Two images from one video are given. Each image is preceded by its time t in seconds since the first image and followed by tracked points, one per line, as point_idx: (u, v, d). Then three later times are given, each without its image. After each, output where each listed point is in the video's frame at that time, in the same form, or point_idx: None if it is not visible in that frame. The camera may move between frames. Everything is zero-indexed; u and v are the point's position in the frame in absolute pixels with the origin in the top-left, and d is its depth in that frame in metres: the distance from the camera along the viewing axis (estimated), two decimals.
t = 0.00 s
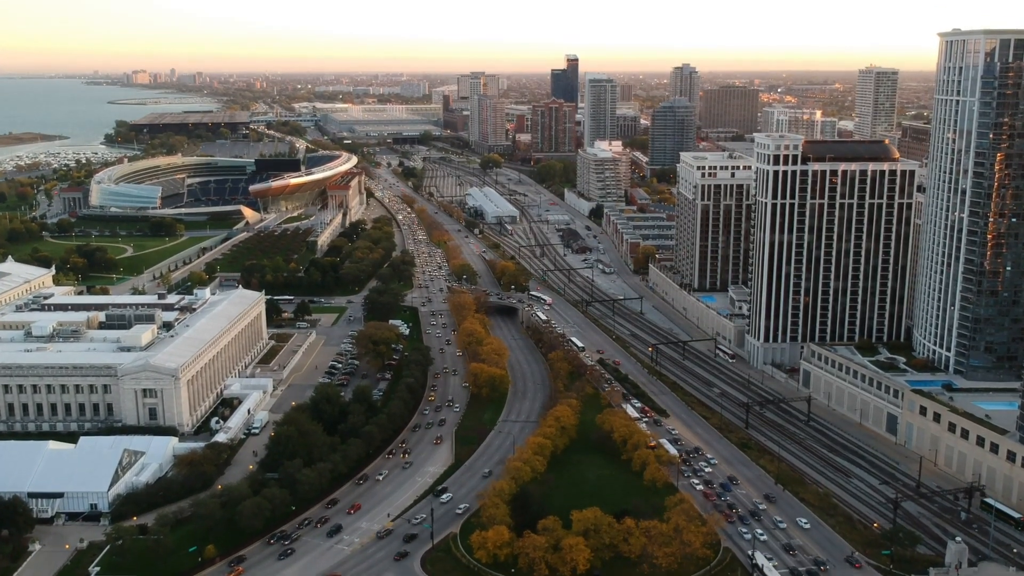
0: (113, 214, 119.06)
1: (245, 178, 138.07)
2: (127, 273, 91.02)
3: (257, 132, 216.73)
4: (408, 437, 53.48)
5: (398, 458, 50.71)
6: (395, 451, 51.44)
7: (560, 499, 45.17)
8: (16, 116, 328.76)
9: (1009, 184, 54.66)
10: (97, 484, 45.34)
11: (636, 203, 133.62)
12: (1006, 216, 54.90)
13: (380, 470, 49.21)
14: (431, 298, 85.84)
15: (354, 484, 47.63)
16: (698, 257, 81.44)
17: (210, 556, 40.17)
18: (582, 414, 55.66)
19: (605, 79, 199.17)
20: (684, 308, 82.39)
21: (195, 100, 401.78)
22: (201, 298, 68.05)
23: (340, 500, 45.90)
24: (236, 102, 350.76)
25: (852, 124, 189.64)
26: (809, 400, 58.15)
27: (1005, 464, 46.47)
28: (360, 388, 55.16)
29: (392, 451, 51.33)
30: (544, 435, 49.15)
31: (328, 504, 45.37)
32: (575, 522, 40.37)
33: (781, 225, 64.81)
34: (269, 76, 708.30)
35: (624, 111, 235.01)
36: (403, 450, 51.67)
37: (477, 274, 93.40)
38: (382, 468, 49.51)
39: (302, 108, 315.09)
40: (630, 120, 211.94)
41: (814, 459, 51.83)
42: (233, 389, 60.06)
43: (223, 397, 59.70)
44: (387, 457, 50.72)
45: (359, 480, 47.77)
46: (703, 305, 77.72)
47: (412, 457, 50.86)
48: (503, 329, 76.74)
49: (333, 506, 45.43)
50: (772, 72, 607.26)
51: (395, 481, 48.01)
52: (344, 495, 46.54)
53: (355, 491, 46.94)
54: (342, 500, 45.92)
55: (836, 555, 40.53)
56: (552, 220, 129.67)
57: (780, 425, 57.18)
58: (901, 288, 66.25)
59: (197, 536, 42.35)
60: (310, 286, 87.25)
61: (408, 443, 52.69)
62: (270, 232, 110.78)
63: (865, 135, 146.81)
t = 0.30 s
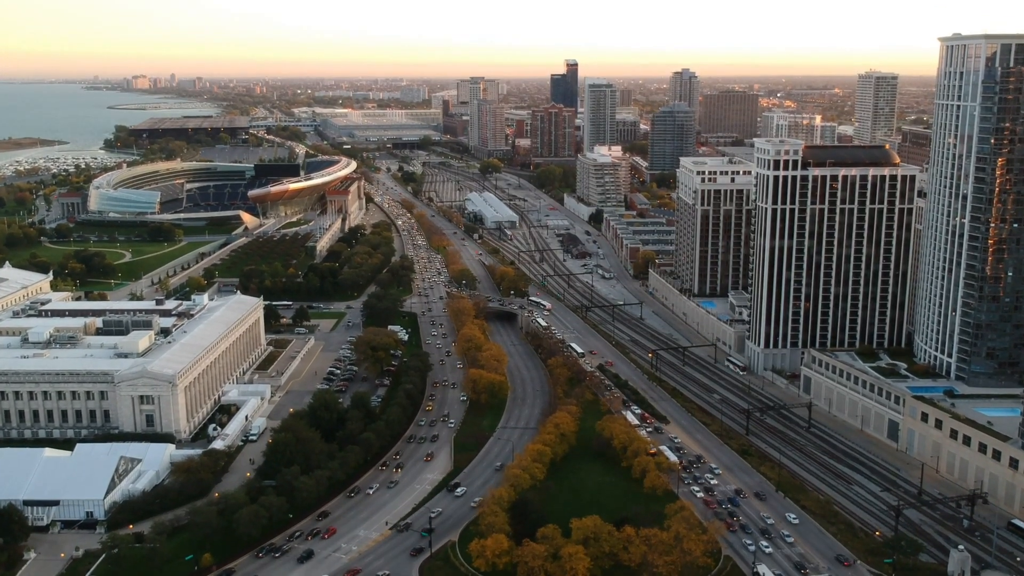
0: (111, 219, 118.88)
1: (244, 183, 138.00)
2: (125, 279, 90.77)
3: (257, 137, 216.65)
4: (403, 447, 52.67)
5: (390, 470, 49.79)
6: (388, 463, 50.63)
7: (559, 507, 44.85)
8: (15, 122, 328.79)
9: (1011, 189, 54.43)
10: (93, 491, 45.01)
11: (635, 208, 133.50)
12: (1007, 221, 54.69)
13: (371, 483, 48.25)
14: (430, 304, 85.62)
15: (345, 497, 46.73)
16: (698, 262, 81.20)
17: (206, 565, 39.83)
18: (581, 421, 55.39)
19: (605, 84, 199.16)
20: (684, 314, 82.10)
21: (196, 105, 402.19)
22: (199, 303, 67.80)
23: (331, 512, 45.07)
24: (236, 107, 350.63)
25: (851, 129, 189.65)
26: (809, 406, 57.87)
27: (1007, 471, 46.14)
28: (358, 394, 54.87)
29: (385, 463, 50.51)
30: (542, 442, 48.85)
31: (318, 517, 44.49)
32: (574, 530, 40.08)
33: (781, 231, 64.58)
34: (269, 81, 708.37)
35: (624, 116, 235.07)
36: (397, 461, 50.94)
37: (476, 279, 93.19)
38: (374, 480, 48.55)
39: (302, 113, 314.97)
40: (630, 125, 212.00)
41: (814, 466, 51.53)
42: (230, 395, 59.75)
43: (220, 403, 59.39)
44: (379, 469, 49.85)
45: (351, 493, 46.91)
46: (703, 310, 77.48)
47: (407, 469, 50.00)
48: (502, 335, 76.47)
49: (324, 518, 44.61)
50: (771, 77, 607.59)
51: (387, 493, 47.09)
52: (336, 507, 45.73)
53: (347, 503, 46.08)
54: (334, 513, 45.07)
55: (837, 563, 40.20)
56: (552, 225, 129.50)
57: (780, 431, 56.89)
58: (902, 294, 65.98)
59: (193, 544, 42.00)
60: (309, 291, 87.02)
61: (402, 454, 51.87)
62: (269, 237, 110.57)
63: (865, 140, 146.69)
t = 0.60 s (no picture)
0: (110, 224, 118.61)
1: (243, 189, 137.80)
2: (124, 284, 90.49)
3: (256, 142, 216.52)
4: (397, 460, 51.56)
5: (382, 483, 48.63)
6: (381, 475, 49.59)
7: (559, 514, 44.56)
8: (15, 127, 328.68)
9: (1012, 194, 54.18)
10: (88, 499, 44.62)
11: (635, 213, 133.31)
12: (1008, 227, 54.44)
13: (361, 497, 47.12)
14: (429, 310, 85.35)
15: (336, 510, 45.80)
16: (698, 268, 80.93)
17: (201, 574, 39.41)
18: (581, 428, 55.08)
19: (604, 89, 199.16)
20: (684, 320, 81.79)
21: (195, 111, 402.41)
22: (196, 309, 67.48)
23: (322, 525, 44.22)
24: (235, 112, 350.57)
25: (851, 134, 189.63)
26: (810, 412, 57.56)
27: (1009, 479, 45.79)
28: (356, 400, 54.55)
29: (378, 475, 49.44)
30: (541, 449, 48.51)
31: (309, 530, 43.69)
32: (573, 539, 39.78)
33: (781, 236, 64.34)
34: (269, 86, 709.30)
35: (623, 121, 235.14)
36: (391, 473, 49.92)
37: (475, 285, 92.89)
38: (364, 494, 47.42)
39: (302, 118, 315.05)
40: (629, 130, 212.07)
41: (815, 473, 51.21)
42: (228, 402, 59.36)
43: (218, 410, 59.03)
44: (371, 482, 48.72)
45: (341, 506, 45.96)
46: (703, 316, 77.22)
47: (399, 483, 48.81)
48: (501, 340, 76.19)
49: (315, 531, 43.79)
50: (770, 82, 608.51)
51: (378, 508, 45.98)
52: (326, 520, 44.89)
53: (338, 516, 45.17)
54: (324, 526, 44.24)
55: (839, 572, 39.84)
56: (551, 230, 129.31)
57: (781, 438, 56.55)
58: (903, 300, 65.73)
59: (189, 553, 41.62)
60: (307, 296, 86.74)
61: (396, 467, 50.80)
62: (268, 243, 110.30)
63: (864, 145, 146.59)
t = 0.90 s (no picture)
0: (108, 230, 118.40)
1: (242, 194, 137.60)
2: (122, 290, 90.26)
3: (256, 147, 216.42)
4: (391, 472, 50.65)
5: (374, 498, 47.60)
6: (374, 488, 48.67)
7: (558, 523, 44.24)
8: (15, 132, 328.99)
9: (1013, 199, 53.93)
10: (84, 507, 44.28)
11: (635, 218, 133.06)
12: (1010, 233, 54.16)
13: (352, 511, 46.17)
14: (428, 316, 85.07)
15: (327, 523, 44.92)
16: (698, 274, 80.65)
17: None
18: (580, 435, 54.77)
19: (604, 95, 199.00)
20: (684, 326, 81.48)
21: (196, 116, 402.77)
22: (194, 315, 67.19)
23: (313, 538, 43.50)
24: (235, 118, 350.89)
25: (851, 139, 189.39)
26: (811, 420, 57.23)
27: (1012, 486, 45.42)
28: (354, 407, 54.26)
29: (370, 488, 48.54)
30: (540, 456, 48.15)
31: (299, 543, 42.95)
32: (572, 547, 39.49)
33: (781, 242, 64.08)
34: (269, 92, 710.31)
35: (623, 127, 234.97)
36: (383, 487, 48.95)
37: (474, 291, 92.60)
38: (355, 508, 46.50)
39: (303, 124, 315.19)
40: (629, 136, 211.95)
41: (816, 481, 50.86)
42: (225, 409, 59.03)
43: (215, 417, 58.68)
44: (364, 495, 47.83)
45: (332, 519, 45.08)
46: (703, 322, 76.95)
47: (391, 500, 47.50)
48: (500, 347, 75.91)
49: (306, 544, 43.05)
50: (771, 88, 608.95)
51: (371, 521, 45.09)
52: (317, 533, 44.09)
53: (329, 530, 44.38)
54: (315, 538, 43.51)
55: None
56: (551, 235, 129.02)
57: (782, 445, 56.22)
58: (904, 306, 65.48)
59: (185, 562, 41.29)
60: (306, 302, 86.48)
61: (389, 480, 49.83)
62: (267, 248, 110.06)
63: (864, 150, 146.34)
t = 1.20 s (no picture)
0: (107, 236, 118.13)
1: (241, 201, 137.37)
2: (120, 297, 89.97)
3: (255, 154, 216.25)
4: (384, 486, 49.62)
5: (363, 514, 46.50)
6: (367, 501, 47.81)
7: (557, 532, 43.91)
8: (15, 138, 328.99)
9: (1014, 206, 53.71)
10: (80, 516, 43.94)
11: (635, 224, 132.86)
12: (1011, 240, 53.93)
13: (344, 525, 45.31)
14: (427, 323, 84.76)
15: (317, 537, 44.04)
16: (697, 280, 80.40)
17: None
18: (580, 442, 54.49)
19: (603, 101, 198.98)
20: (684, 332, 81.21)
21: (196, 122, 402.96)
22: (191, 322, 66.88)
23: (304, 551, 42.79)
24: (235, 124, 350.97)
25: (850, 145, 189.33)
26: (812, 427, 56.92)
27: (1015, 495, 45.06)
28: (352, 415, 53.95)
29: (363, 502, 47.64)
30: (539, 465, 47.82)
31: (291, 556, 42.26)
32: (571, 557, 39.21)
33: (782, 248, 63.85)
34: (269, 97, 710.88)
35: (623, 133, 234.94)
36: (376, 501, 47.91)
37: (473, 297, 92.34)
38: (346, 522, 45.59)
39: (302, 130, 315.11)
40: (628, 142, 211.90)
41: (817, 490, 50.51)
42: (222, 417, 58.69)
43: (212, 425, 58.33)
44: (355, 510, 46.91)
45: (322, 534, 44.19)
46: (703, 329, 76.67)
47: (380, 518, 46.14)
48: (499, 354, 75.64)
49: (296, 557, 42.31)
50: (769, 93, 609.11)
51: (366, 533, 44.56)
52: (308, 546, 43.31)
53: (321, 543, 43.58)
54: (307, 552, 42.79)
55: None
56: (551, 242, 128.78)
57: (783, 453, 55.87)
58: (904, 313, 65.25)
59: (181, 571, 40.95)
60: (305, 309, 86.21)
61: (383, 493, 48.88)
62: (266, 255, 109.79)
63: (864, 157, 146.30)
